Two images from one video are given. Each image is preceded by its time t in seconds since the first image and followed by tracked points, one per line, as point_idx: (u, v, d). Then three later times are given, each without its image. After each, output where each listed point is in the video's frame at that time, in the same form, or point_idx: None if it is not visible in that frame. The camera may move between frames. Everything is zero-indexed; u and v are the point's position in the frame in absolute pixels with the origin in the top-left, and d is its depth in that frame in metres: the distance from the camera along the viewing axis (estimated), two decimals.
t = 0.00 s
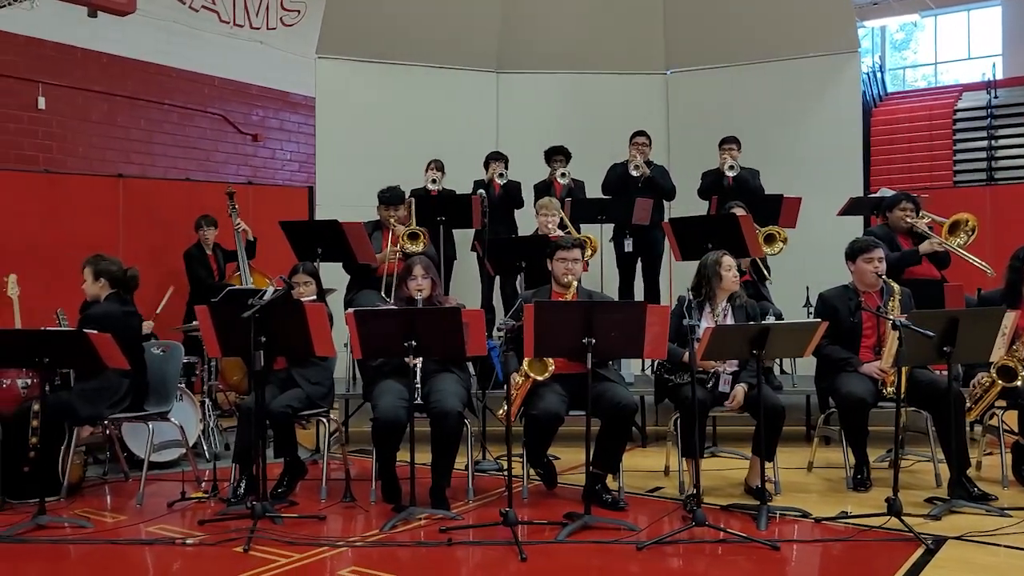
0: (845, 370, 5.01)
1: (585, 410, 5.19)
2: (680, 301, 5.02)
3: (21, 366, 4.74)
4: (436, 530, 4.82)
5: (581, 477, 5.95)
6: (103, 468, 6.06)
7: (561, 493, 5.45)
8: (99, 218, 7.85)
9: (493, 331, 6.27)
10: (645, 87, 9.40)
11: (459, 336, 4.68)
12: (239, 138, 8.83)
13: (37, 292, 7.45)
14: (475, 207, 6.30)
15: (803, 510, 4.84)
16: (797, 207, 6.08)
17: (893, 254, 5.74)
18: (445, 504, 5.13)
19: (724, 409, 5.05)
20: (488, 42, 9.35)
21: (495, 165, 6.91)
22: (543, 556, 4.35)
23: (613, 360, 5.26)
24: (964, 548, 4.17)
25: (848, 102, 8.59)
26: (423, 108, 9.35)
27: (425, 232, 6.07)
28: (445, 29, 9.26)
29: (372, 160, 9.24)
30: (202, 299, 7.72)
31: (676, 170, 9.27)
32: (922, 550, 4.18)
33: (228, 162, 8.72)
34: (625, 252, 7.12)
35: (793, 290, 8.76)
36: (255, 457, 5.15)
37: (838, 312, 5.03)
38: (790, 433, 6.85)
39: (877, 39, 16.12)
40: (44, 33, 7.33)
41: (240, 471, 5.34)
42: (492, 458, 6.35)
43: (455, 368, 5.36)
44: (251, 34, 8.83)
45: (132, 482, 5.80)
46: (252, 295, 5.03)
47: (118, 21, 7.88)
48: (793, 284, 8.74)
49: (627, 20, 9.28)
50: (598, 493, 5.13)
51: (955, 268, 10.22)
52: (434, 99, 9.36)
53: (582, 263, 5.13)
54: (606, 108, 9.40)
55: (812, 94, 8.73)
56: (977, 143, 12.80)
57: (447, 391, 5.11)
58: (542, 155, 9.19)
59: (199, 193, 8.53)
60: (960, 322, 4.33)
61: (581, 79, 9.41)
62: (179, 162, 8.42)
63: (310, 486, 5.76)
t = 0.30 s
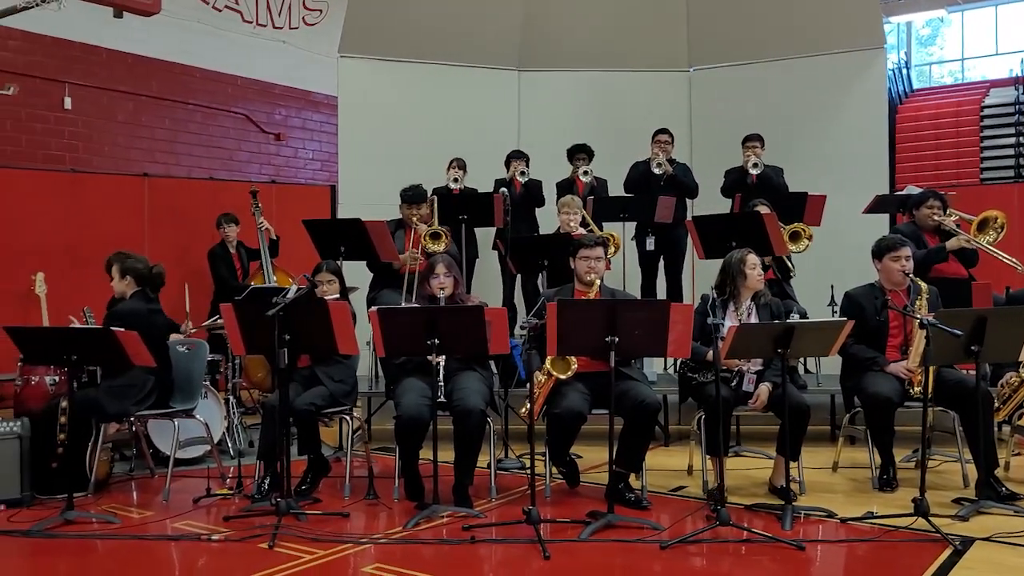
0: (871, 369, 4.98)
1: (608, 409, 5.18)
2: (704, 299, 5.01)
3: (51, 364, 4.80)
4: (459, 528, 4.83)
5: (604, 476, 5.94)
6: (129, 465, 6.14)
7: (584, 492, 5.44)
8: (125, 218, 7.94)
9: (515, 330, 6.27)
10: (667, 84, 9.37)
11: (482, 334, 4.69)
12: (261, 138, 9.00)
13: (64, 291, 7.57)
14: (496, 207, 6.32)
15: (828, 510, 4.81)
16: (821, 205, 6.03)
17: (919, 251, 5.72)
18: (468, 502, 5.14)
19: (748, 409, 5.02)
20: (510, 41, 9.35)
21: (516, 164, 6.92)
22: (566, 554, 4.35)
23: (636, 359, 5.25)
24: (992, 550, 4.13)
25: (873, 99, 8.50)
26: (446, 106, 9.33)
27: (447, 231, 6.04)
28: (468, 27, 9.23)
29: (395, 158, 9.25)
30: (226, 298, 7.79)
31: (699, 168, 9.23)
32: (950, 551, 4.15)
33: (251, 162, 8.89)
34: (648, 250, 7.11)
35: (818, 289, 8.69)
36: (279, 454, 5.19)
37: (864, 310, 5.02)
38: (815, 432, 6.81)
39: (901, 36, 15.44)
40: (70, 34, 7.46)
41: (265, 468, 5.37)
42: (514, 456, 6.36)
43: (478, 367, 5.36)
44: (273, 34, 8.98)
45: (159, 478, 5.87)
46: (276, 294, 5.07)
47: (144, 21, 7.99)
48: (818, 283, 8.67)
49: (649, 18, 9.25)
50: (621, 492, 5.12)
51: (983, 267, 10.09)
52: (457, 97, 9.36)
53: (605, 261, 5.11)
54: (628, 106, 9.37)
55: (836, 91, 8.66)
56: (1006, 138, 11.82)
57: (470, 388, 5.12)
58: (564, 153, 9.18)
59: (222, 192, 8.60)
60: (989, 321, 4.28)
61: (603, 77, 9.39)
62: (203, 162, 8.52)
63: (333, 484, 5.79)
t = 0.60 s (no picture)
0: (901, 369, 4.94)
1: (635, 408, 5.16)
2: (732, 298, 4.98)
3: (83, 361, 4.86)
4: (486, 526, 4.83)
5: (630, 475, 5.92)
6: (159, 462, 6.22)
7: (611, 492, 5.43)
8: (154, 217, 8.04)
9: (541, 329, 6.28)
10: (693, 81, 9.33)
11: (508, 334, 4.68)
12: (288, 138, 9.01)
13: (95, 290, 7.68)
14: (522, 206, 6.33)
15: (858, 512, 4.77)
16: (850, 202, 5.98)
17: (951, 249, 5.66)
18: (495, 500, 5.14)
19: (776, 409, 4.98)
20: (535, 39, 9.35)
21: (541, 162, 6.92)
22: (593, 554, 4.34)
23: (663, 358, 5.23)
24: None
25: (902, 95, 8.39)
26: (471, 105, 9.34)
27: (474, 230, 6.12)
28: (493, 26, 9.22)
29: (420, 157, 9.27)
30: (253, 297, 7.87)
31: (726, 167, 9.19)
32: (983, 553, 4.09)
33: (277, 161, 8.91)
34: (674, 249, 7.09)
35: (847, 288, 8.60)
36: (307, 452, 5.22)
37: (895, 309, 4.98)
38: (844, 432, 6.76)
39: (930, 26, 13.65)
40: (101, 36, 7.58)
41: (292, 466, 5.40)
42: (539, 455, 6.36)
43: (504, 365, 5.36)
44: (299, 34, 8.99)
45: (188, 475, 5.92)
46: (303, 292, 5.08)
47: (172, 23, 8.08)
48: (847, 281, 8.59)
49: (674, 15, 9.20)
50: (648, 492, 5.10)
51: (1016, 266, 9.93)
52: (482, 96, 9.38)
53: (631, 259, 5.08)
54: (654, 104, 9.34)
55: (864, 88, 8.56)
56: None
57: (497, 387, 5.12)
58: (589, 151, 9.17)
59: (249, 191, 8.68)
60: (1023, 321, 4.19)
61: (628, 75, 9.36)
62: (229, 162, 8.56)
63: (360, 482, 5.82)
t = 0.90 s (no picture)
0: (932, 370, 4.88)
1: (661, 408, 5.14)
2: (758, 298, 4.94)
3: (112, 360, 4.91)
4: (511, 526, 4.83)
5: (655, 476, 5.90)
6: (187, 459, 6.28)
7: (636, 492, 5.41)
8: (180, 217, 8.12)
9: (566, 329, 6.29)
10: (718, 79, 9.30)
11: (533, 333, 4.66)
12: (312, 138, 9.05)
13: (123, 289, 7.77)
14: (546, 205, 6.35)
15: (887, 513, 4.72)
16: (879, 200, 5.92)
17: (982, 248, 5.58)
18: (519, 500, 5.13)
19: (804, 409, 4.94)
20: (559, 38, 9.35)
21: (564, 161, 6.92)
22: (619, 554, 4.32)
23: (689, 358, 5.20)
24: None
25: (930, 92, 8.27)
26: (495, 104, 9.37)
27: (498, 230, 6.09)
28: (517, 25, 9.23)
29: (444, 157, 9.29)
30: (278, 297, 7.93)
31: (752, 165, 9.14)
32: (1017, 556, 4.03)
33: (302, 161, 8.95)
34: (699, 248, 7.06)
35: (876, 287, 8.51)
36: (333, 451, 5.24)
37: (925, 309, 4.92)
38: (873, 433, 6.70)
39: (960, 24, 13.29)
40: (129, 38, 7.67)
41: (318, 465, 5.42)
42: (564, 455, 6.36)
43: (529, 365, 5.35)
44: (324, 34, 9.00)
45: (215, 473, 5.98)
46: (329, 292, 5.10)
47: (199, 24, 8.16)
48: (876, 280, 8.50)
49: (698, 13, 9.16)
50: (674, 493, 5.07)
51: None
52: (506, 95, 9.39)
53: (657, 259, 5.04)
54: (679, 102, 9.32)
55: (892, 85, 8.46)
56: None
57: (522, 386, 5.12)
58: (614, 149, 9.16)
59: (275, 191, 8.74)
60: None
61: (653, 73, 9.35)
62: (255, 162, 8.62)
63: (385, 480, 5.84)
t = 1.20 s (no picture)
0: (954, 370, 4.84)
1: (679, 407, 5.12)
2: (777, 297, 4.91)
3: (133, 359, 4.94)
4: (530, 526, 4.82)
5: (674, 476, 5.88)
6: (206, 458, 6.32)
7: (655, 492, 5.40)
8: (199, 217, 8.17)
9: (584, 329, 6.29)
10: (736, 78, 9.25)
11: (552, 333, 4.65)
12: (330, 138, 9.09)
13: (143, 288, 7.82)
14: (564, 205, 6.36)
15: (909, 515, 4.67)
16: (899, 198, 5.88)
17: (1005, 247, 5.53)
18: (538, 500, 5.12)
19: (824, 409, 4.90)
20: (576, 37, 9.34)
21: (582, 160, 6.90)
22: (638, 554, 4.31)
23: (708, 358, 5.17)
24: None
25: (951, 90, 8.20)
26: (512, 103, 9.36)
27: (515, 229, 6.09)
28: (534, 25, 9.23)
29: (461, 157, 9.30)
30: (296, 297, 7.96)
31: (770, 163, 9.10)
32: None
33: (320, 161, 8.98)
34: (717, 247, 7.04)
35: (896, 286, 8.45)
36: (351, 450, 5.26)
37: (947, 309, 4.87)
38: (894, 434, 6.65)
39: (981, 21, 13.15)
40: (148, 40, 7.73)
41: (337, 464, 5.44)
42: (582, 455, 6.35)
43: (547, 364, 5.34)
44: (341, 35, 9.05)
45: (234, 471, 6.01)
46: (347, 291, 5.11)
47: (218, 25, 8.21)
48: (897, 280, 8.43)
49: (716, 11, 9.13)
50: (693, 493, 5.05)
51: None
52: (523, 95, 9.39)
53: (675, 258, 5.02)
54: (696, 101, 9.28)
55: (912, 83, 8.39)
56: None
57: (540, 386, 5.11)
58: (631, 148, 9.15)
59: (292, 191, 8.77)
60: None
61: (670, 72, 9.32)
62: (272, 162, 8.66)
63: (403, 480, 5.85)
